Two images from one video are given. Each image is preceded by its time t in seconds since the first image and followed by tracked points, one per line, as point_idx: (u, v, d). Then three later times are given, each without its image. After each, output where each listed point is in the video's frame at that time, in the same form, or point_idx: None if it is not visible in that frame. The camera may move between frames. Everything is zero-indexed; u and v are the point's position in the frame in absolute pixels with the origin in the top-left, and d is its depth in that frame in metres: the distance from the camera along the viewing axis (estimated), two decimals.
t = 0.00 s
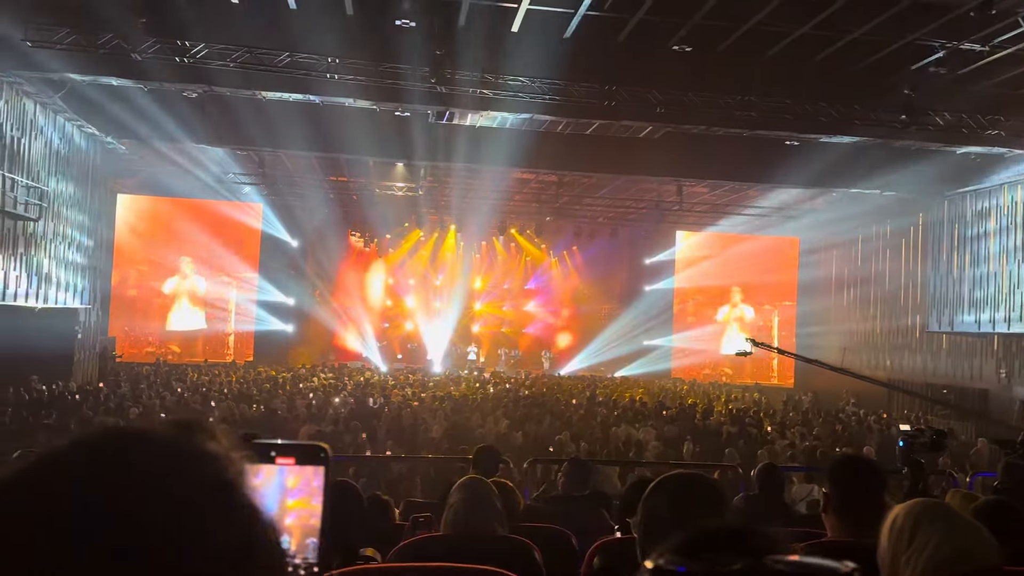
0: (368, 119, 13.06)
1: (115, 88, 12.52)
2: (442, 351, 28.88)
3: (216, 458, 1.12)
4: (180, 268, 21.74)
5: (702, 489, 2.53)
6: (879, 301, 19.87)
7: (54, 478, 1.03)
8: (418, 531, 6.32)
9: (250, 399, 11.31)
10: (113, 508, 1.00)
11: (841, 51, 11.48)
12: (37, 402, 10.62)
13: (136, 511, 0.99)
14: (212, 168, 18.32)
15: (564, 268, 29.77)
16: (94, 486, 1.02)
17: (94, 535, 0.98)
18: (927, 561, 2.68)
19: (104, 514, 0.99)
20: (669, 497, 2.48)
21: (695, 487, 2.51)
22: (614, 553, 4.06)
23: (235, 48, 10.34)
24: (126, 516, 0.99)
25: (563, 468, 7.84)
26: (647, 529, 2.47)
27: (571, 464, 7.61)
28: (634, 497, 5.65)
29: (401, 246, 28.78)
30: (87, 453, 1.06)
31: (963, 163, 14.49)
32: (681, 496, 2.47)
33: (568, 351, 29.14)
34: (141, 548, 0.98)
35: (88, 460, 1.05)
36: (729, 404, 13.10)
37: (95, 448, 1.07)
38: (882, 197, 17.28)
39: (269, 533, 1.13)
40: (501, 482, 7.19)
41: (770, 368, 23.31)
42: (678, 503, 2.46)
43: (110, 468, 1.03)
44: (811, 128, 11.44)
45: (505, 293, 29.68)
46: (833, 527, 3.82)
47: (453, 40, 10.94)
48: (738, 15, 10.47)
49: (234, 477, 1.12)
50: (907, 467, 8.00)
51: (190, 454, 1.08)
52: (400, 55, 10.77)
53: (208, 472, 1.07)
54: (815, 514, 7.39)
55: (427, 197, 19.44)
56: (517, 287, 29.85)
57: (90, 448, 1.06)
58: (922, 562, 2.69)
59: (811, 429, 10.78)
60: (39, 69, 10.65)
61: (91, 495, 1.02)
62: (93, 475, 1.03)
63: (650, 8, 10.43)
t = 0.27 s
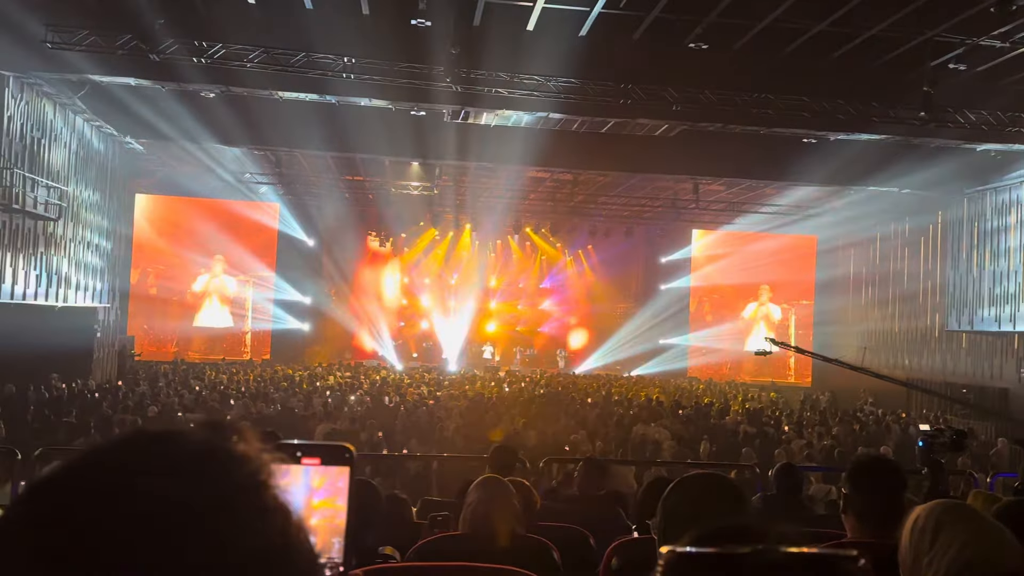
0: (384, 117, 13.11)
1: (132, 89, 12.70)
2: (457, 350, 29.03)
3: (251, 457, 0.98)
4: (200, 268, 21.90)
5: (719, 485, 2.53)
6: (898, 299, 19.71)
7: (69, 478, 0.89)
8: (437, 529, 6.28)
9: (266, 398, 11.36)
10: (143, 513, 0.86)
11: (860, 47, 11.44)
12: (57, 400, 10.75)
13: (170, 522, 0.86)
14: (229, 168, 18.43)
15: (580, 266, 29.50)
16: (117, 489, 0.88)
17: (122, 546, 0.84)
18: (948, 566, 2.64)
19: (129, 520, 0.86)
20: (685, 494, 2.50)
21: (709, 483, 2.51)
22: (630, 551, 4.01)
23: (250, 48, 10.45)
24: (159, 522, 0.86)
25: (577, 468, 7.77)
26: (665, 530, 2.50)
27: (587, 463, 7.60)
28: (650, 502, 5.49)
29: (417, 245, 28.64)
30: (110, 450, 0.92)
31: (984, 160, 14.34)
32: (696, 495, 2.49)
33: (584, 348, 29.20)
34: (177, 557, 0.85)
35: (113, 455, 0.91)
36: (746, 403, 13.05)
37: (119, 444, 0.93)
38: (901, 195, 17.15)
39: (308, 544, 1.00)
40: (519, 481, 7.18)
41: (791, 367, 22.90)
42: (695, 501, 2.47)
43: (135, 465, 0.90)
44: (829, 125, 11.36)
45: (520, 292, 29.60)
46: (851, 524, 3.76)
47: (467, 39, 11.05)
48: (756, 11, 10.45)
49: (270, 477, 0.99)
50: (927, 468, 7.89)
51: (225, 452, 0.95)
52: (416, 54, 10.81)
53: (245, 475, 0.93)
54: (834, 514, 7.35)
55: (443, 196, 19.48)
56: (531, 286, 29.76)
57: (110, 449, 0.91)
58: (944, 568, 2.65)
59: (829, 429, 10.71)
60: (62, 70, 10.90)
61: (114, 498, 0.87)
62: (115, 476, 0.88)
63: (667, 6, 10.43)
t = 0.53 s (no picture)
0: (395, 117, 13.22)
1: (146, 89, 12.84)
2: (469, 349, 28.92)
3: (268, 449, 1.03)
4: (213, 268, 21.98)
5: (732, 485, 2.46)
6: (912, 299, 19.65)
7: (93, 476, 0.95)
8: (449, 526, 6.14)
9: (277, 396, 11.37)
10: (164, 506, 0.93)
11: (873, 46, 11.47)
12: (71, 399, 10.84)
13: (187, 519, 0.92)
14: (242, 168, 18.54)
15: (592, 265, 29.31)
16: (137, 485, 0.94)
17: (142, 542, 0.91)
18: (965, 565, 2.61)
19: (150, 512, 0.92)
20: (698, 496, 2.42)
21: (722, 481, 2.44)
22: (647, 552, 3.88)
23: (263, 48, 10.55)
24: (180, 517, 0.92)
25: (589, 465, 7.76)
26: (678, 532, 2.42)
27: (599, 462, 7.57)
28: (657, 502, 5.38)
29: (426, 245, 28.37)
30: (132, 445, 0.98)
31: (998, 159, 14.26)
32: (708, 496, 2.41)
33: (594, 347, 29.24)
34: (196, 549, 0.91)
35: (135, 451, 0.97)
36: (757, 402, 13.03)
37: (144, 442, 0.98)
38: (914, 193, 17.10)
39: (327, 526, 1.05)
40: (531, 479, 7.17)
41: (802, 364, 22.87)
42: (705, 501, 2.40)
43: (154, 461, 0.96)
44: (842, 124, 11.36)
45: (531, 291, 29.36)
46: (867, 523, 3.70)
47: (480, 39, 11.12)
48: (767, 9, 10.49)
49: (287, 467, 1.03)
50: (942, 468, 7.85)
51: (240, 446, 0.99)
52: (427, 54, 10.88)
53: (258, 467, 0.98)
54: (848, 514, 7.31)
55: (454, 196, 19.53)
56: (543, 285, 29.47)
57: (131, 445, 0.97)
58: (959, 566, 2.63)
59: (842, 428, 10.66)
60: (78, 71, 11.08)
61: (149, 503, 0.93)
62: (134, 474, 0.95)
63: (677, 5, 10.49)
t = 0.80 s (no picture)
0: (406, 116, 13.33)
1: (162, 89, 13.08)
2: (483, 348, 29.10)
3: (292, 447, 1.05)
4: (230, 268, 21.97)
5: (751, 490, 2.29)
6: (928, 297, 19.53)
7: (117, 477, 0.96)
8: (466, 524, 6.20)
9: (293, 395, 11.42)
10: (187, 503, 0.93)
11: (890, 43, 11.44)
12: (88, 398, 10.91)
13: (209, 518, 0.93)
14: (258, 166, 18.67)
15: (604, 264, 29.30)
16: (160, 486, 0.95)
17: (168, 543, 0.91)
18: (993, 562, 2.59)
19: (173, 509, 0.93)
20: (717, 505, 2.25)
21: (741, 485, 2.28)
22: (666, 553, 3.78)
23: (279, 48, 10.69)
24: (204, 515, 0.93)
25: (605, 466, 7.76)
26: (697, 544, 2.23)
27: (615, 462, 7.54)
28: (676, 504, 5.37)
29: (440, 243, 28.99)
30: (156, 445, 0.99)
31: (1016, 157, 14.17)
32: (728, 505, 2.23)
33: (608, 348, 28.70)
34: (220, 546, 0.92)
35: (154, 454, 0.98)
36: (771, 402, 13.01)
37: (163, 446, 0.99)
38: (930, 191, 17.02)
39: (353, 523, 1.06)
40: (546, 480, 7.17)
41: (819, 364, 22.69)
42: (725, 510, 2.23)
43: (174, 463, 0.97)
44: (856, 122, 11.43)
45: (544, 290, 29.56)
46: (885, 525, 3.67)
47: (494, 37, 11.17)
48: (782, 6, 10.47)
49: (312, 465, 1.05)
50: (960, 467, 7.82)
51: (265, 444, 1.01)
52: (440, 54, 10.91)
53: (282, 466, 0.99)
54: (866, 514, 7.29)
55: (467, 195, 19.62)
56: (556, 284, 29.70)
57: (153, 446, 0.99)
58: (987, 565, 2.61)
59: (858, 428, 10.63)
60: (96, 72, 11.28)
61: (168, 504, 0.93)
62: (158, 474, 0.96)
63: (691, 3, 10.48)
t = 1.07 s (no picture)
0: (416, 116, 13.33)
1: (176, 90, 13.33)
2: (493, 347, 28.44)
3: (315, 446, 1.08)
4: (240, 269, 22.12)
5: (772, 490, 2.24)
6: (940, 295, 19.49)
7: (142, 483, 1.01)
8: (477, 523, 6.12)
9: (304, 394, 11.44)
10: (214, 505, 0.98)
11: (900, 40, 11.48)
12: (101, 397, 11.00)
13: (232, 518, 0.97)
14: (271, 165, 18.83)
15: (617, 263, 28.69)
16: (189, 489, 0.99)
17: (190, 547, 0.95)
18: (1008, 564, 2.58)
19: (197, 515, 0.97)
20: (733, 501, 2.22)
21: (760, 486, 2.23)
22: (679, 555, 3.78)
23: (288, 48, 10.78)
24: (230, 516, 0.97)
25: (618, 465, 7.74)
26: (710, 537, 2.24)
27: (629, 461, 7.49)
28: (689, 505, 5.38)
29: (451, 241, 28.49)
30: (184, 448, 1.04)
31: None
32: (745, 502, 2.21)
33: (618, 347, 28.72)
34: (242, 547, 0.95)
35: (171, 462, 1.02)
36: (782, 400, 13.01)
37: (182, 453, 1.03)
38: (942, 189, 16.99)
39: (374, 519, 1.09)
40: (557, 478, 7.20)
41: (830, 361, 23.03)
42: (743, 507, 2.21)
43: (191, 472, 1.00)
44: (871, 119, 11.30)
45: (555, 288, 28.83)
46: (900, 526, 3.62)
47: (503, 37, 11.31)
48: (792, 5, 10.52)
49: (334, 463, 1.08)
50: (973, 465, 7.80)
51: (288, 445, 1.05)
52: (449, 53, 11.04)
53: (305, 465, 1.03)
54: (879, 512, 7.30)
55: (476, 194, 19.69)
56: (567, 283, 28.90)
57: (179, 450, 1.03)
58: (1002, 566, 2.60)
59: (871, 426, 10.59)
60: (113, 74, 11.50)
61: (188, 512, 0.98)
62: (187, 475, 1.00)
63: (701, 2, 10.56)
